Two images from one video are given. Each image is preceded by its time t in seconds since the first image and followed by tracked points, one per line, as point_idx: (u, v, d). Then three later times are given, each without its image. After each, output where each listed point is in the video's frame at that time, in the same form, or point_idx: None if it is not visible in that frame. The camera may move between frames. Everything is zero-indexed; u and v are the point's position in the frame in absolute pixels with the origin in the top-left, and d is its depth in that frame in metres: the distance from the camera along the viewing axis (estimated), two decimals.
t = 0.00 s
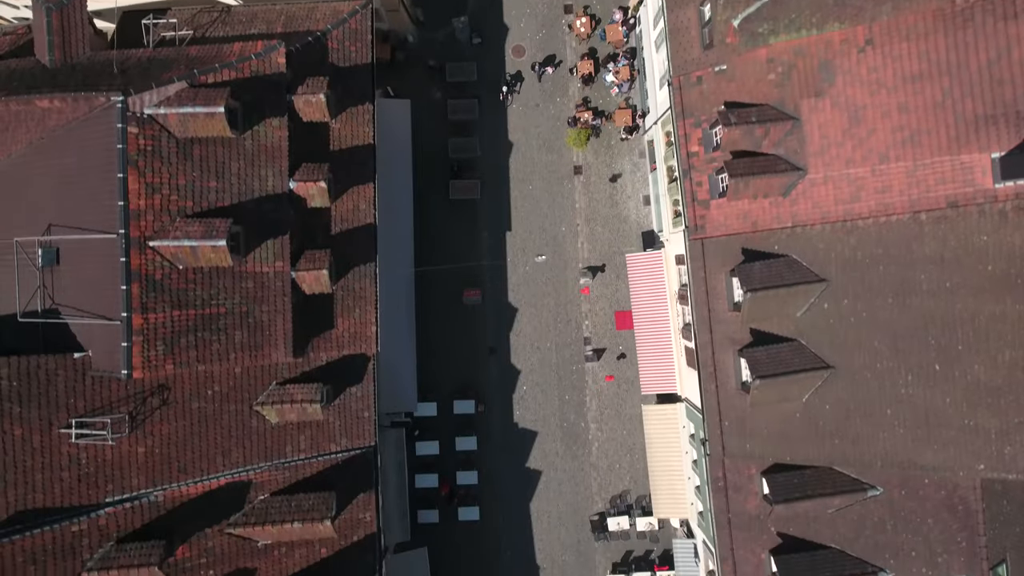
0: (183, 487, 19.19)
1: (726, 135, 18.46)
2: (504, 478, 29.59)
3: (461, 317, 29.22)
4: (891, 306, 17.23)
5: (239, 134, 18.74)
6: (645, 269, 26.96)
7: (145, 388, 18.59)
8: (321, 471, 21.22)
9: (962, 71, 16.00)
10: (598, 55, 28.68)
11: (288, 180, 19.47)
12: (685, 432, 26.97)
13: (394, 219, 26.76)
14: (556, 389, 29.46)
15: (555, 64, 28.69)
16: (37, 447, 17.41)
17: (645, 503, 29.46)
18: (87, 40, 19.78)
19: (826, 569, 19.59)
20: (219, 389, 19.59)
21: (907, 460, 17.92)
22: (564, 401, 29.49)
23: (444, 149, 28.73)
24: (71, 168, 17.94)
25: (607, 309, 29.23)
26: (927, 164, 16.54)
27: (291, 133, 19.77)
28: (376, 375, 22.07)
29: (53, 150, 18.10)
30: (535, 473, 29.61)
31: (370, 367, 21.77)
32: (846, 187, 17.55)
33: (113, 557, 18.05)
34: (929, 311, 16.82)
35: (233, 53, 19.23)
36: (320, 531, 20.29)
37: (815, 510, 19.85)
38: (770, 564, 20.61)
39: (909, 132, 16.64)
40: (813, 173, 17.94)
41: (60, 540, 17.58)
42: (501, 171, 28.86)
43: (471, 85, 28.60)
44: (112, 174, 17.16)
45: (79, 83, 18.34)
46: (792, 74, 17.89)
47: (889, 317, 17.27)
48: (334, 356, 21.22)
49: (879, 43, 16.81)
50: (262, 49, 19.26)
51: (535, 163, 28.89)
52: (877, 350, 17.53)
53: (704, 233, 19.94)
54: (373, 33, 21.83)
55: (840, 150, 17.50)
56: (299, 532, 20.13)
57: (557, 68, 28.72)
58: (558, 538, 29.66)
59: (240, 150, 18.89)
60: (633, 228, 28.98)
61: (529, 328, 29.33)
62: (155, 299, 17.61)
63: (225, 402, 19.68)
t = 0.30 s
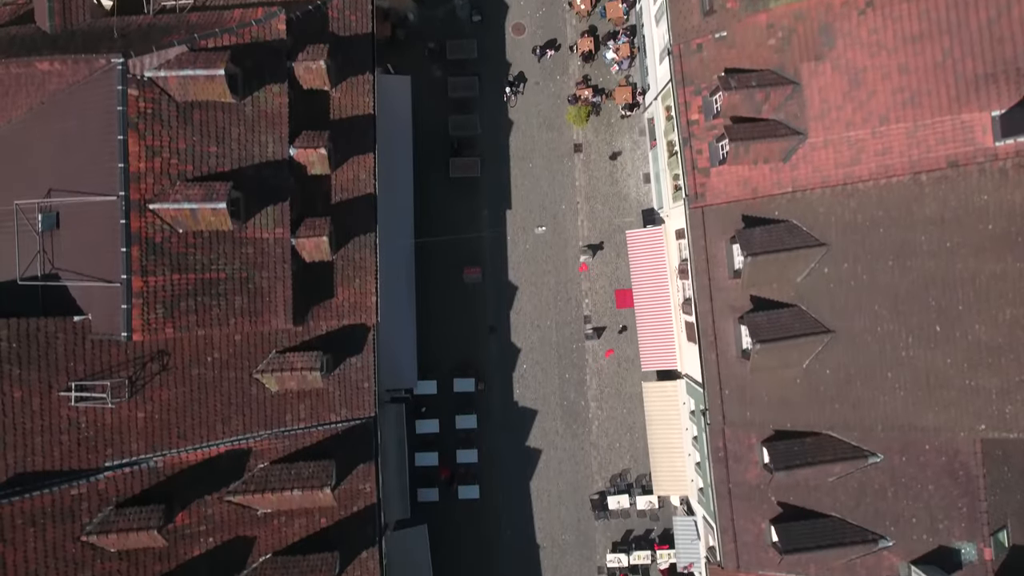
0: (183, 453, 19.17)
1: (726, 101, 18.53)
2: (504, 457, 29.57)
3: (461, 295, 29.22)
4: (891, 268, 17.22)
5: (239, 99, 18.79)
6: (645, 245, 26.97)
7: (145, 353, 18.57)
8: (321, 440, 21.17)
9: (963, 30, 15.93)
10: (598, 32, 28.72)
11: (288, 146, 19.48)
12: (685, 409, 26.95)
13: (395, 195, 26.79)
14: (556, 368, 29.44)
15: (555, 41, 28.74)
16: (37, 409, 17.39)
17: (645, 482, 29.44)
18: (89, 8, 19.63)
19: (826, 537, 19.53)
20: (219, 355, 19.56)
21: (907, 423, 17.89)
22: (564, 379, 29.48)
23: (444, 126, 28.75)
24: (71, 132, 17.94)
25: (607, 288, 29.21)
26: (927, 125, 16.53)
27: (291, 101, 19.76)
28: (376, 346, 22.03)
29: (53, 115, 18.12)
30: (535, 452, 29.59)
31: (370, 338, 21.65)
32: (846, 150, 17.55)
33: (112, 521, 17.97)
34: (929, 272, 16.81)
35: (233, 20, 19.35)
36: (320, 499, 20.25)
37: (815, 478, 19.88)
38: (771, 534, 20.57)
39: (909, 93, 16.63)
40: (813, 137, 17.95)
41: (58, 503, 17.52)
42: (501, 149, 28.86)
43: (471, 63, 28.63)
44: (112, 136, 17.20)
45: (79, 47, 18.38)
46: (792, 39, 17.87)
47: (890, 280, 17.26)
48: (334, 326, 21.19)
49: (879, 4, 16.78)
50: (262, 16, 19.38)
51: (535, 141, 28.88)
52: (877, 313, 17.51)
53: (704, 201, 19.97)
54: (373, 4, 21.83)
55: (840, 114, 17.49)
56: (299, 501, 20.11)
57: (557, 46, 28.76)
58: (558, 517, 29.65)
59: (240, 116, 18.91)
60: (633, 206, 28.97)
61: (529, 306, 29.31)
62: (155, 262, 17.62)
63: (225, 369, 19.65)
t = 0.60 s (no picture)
0: (182, 419, 19.15)
1: (725, 66, 18.37)
2: (504, 435, 29.55)
3: (460, 273, 29.20)
4: (891, 230, 17.22)
5: (239, 64, 18.82)
6: (645, 220, 26.96)
7: (145, 318, 18.57)
8: (321, 410, 21.15)
9: None
10: (598, 10, 28.77)
11: (288, 113, 19.47)
12: (685, 384, 26.95)
13: (395, 171, 26.73)
14: (556, 346, 29.42)
15: (555, 20, 28.82)
16: (36, 372, 17.37)
17: (646, 461, 29.43)
18: None
19: (827, 505, 19.53)
20: (219, 322, 19.54)
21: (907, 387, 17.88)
22: (564, 358, 29.46)
23: (444, 104, 28.75)
24: (72, 98, 17.96)
25: (607, 266, 29.20)
26: (926, 85, 16.51)
27: (291, 68, 19.79)
28: (376, 317, 21.99)
29: (54, 80, 18.14)
30: (535, 430, 29.57)
31: (370, 308, 21.69)
32: (846, 113, 17.54)
33: (111, 485, 17.91)
34: (930, 233, 16.81)
35: None
36: (320, 468, 20.22)
37: (815, 446, 19.87)
38: (771, 503, 20.54)
39: (909, 54, 16.55)
40: (812, 102, 17.95)
41: (57, 466, 17.48)
42: (501, 127, 28.87)
43: (471, 41, 28.67)
44: (112, 99, 17.28)
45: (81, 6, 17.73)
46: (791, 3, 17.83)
47: (890, 241, 17.26)
48: (334, 296, 21.16)
49: None
50: None
51: (535, 119, 28.89)
52: (877, 276, 17.51)
53: (704, 169, 19.99)
54: None
55: (841, 76, 17.44)
56: (299, 469, 20.09)
57: (557, 24, 28.82)
58: (558, 496, 29.63)
59: (240, 81, 18.91)
60: (633, 183, 28.96)
61: (529, 285, 29.29)
62: (155, 226, 17.64)
63: (224, 336, 19.63)
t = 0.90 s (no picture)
0: (182, 386, 19.14)
1: (725, 31, 18.32)
2: (503, 414, 29.52)
3: (460, 252, 29.19)
4: (892, 192, 17.23)
5: (239, 30, 18.85)
6: (645, 196, 26.96)
7: (145, 284, 18.55)
8: (321, 379, 21.12)
9: None
10: None
11: (288, 80, 19.48)
12: (685, 360, 26.92)
13: (395, 147, 26.71)
14: (556, 324, 29.40)
15: None
16: (36, 335, 17.35)
17: (646, 439, 29.39)
18: None
19: (827, 472, 19.47)
20: (219, 289, 19.52)
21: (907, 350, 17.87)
22: (564, 336, 29.43)
23: (444, 82, 28.77)
24: (71, 62, 18.00)
25: (607, 244, 29.17)
26: (926, 45, 16.43)
27: (291, 36, 19.85)
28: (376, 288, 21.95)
29: (53, 45, 18.18)
30: (535, 409, 29.53)
31: (370, 279, 21.57)
32: (846, 77, 17.53)
33: (110, 449, 17.89)
34: (930, 194, 16.81)
35: None
36: (320, 436, 20.18)
37: (816, 414, 19.82)
38: (771, 473, 20.44)
39: (909, 14, 16.47)
40: (812, 66, 17.93)
41: (57, 430, 17.48)
42: (500, 105, 28.88)
43: (471, 19, 28.74)
44: (112, 62, 17.28)
45: None
46: None
47: (890, 203, 17.28)
48: (334, 265, 21.14)
49: None
50: None
51: (535, 97, 28.91)
52: (877, 239, 17.55)
53: (704, 138, 20.00)
54: None
55: (840, 39, 17.41)
56: (299, 437, 20.05)
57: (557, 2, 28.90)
58: (558, 475, 29.58)
59: (240, 47, 18.95)
60: (633, 161, 28.95)
61: (529, 263, 29.28)
62: (155, 189, 17.66)
63: (225, 303, 19.62)
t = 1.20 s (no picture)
0: (182, 352, 19.11)
1: None
2: (503, 393, 29.47)
3: (460, 230, 29.17)
4: (892, 154, 17.23)
5: None
6: (645, 171, 26.93)
7: (145, 249, 18.53)
8: (321, 349, 21.07)
9: None
10: None
11: (288, 47, 19.58)
12: (685, 336, 26.87)
13: (395, 123, 26.68)
14: (556, 303, 29.37)
15: None
16: (35, 298, 17.32)
17: (646, 418, 29.34)
18: None
19: (828, 439, 19.41)
20: (219, 257, 19.50)
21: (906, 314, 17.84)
22: (564, 315, 29.40)
23: (444, 61, 28.78)
24: (72, 27, 18.06)
25: (607, 222, 29.14)
26: (926, 5, 16.37)
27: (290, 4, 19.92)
28: (375, 259, 21.86)
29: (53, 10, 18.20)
30: (535, 388, 29.48)
31: (370, 250, 21.55)
32: (846, 40, 17.49)
33: (109, 414, 17.86)
34: (930, 155, 16.83)
35: None
36: (320, 404, 20.13)
37: (816, 382, 19.74)
38: (772, 442, 20.36)
39: None
40: (812, 30, 17.92)
41: (57, 393, 17.48)
42: (500, 83, 28.89)
43: None
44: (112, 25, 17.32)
45: None
46: None
47: (890, 165, 17.29)
48: (334, 235, 21.08)
49: None
50: None
51: (535, 75, 28.91)
52: (877, 201, 17.57)
53: (704, 106, 19.98)
54: None
55: (840, 2, 17.41)
56: (298, 405, 19.99)
57: None
58: (558, 454, 29.53)
59: (240, 14, 18.91)
60: (633, 139, 28.93)
61: (529, 241, 29.25)
62: (154, 152, 17.68)
63: (225, 271, 19.58)
